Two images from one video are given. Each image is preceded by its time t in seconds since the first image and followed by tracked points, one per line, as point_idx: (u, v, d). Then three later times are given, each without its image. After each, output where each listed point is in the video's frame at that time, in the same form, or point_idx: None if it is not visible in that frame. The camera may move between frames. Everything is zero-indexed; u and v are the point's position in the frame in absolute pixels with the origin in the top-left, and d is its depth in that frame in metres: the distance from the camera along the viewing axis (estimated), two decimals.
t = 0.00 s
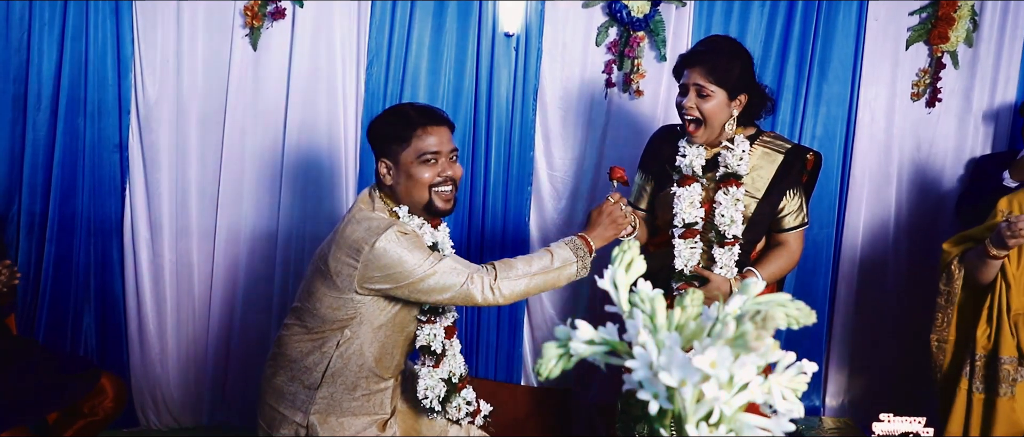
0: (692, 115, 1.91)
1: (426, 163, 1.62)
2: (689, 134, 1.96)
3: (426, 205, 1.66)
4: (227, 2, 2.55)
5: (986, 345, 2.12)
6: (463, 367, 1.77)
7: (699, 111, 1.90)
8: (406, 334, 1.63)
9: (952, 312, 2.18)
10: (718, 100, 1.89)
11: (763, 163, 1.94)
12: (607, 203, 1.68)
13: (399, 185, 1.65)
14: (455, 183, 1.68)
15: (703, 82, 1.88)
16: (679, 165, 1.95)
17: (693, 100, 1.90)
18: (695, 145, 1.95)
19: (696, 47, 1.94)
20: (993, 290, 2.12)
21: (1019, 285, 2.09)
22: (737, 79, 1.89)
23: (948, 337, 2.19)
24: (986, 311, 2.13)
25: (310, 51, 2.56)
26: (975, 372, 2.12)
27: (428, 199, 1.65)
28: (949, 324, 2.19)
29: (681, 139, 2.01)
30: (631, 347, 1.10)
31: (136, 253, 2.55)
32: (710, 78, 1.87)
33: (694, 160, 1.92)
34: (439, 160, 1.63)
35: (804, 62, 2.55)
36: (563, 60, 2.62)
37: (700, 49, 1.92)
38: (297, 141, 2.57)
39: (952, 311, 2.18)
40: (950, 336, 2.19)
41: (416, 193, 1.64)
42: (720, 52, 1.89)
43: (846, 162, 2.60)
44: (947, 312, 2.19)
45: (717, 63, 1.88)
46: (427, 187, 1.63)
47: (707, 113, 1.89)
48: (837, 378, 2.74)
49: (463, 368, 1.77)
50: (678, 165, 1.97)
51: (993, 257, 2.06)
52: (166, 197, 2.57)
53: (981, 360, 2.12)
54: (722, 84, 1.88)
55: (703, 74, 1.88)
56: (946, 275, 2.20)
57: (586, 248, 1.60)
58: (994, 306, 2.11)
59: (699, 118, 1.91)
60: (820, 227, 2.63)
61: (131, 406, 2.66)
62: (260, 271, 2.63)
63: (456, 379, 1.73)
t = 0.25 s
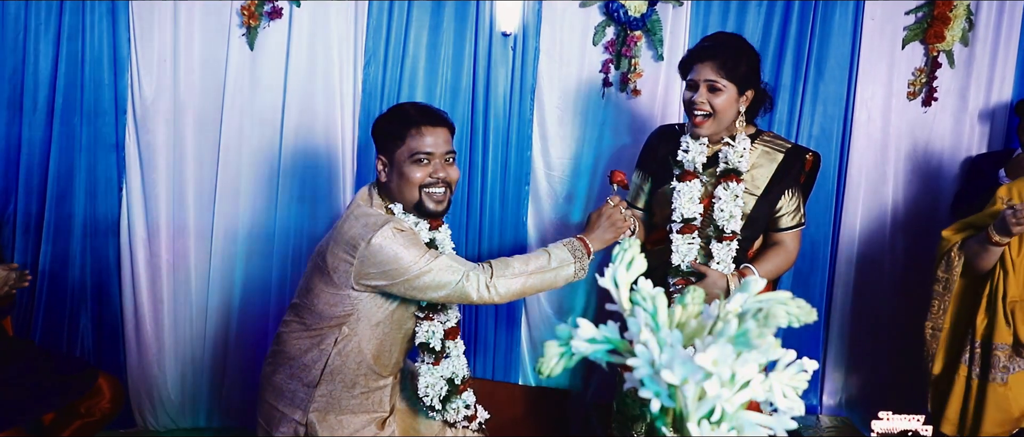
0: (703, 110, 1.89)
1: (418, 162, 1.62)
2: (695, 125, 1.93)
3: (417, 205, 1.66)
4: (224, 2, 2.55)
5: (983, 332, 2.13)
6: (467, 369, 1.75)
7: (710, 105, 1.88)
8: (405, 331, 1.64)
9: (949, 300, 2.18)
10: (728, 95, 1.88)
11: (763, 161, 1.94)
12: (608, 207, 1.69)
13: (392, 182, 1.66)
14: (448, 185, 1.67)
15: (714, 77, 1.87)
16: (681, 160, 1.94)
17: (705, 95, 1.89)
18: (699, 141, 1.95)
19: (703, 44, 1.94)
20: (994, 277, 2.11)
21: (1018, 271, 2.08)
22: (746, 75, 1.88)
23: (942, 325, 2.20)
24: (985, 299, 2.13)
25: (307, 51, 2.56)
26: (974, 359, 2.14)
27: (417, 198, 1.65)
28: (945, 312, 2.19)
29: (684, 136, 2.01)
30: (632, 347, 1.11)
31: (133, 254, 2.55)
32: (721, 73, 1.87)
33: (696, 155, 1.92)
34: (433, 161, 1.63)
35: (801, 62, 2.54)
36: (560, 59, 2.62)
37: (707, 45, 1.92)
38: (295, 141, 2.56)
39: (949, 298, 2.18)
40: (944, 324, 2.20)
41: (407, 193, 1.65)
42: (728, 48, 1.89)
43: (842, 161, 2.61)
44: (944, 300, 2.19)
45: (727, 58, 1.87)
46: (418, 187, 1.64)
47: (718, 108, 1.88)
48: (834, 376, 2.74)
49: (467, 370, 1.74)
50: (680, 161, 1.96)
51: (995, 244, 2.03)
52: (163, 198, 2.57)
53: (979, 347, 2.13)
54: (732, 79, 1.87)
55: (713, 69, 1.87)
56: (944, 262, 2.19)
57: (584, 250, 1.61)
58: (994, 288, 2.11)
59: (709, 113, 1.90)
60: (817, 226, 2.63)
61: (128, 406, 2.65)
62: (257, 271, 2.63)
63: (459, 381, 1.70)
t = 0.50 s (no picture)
0: (712, 107, 1.89)
1: (416, 161, 1.62)
2: (703, 121, 1.92)
3: (413, 204, 1.66)
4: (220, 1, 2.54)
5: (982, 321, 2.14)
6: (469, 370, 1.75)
7: (719, 102, 1.88)
8: (401, 331, 1.63)
9: (946, 287, 2.17)
10: (737, 92, 1.88)
11: (765, 160, 1.95)
12: (603, 210, 1.70)
13: (390, 180, 1.67)
14: (447, 185, 1.66)
15: (723, 74, 1.87)
16: (684, 155, 1.95)
17: (714, 92, 1.88)
18: (702, 137, 1.96)
19: (709, 41, 1.93)
20: (994, 268, 2.11)
21: (1019, 262, 2.06)
22: (753, 72, 1.88)
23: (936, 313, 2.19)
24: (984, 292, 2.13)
25: (304, 51, 2.55)
26: (972, 348, 2.16)
27: (414, 196, 1.64)
28: (941, 300, 2.18)
29: (687, 133, 2.02)
30: (634, 345, 1.10)
31: (129, 255, 2.54)
32: (729, 70, 1.87)
33: (699, 150, 1.92)
34: (432, 161, 1.63)
35: (797, 61, 2.54)
36: (556, 59, 2.62)
37: (714, 42, 1.91)
38: (292, 141, 2.56)
39: (947, 287, 2.16)
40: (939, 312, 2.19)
41: (406, 191, 1.65)
42: (735, 45, 1.89)
43: (839, 161, 2.61)
44: (942, 287, 2.17)
45: (735, 55, 1.87)
46: (416, 185, 1.63)
47: (727, 105, 1.88)
48: (831, 375, 2.75)
49: (469, 372, 1.74)
50: (683, 156, 1.97)
51: (1000, 234, 2.00)
52: (159, 197, 2.57)
53: (978, 337, 2.15)
54: (741, 76, 1.87)
55: (722, 66, 1.87)
56: (945, 253, 2.18)
57: (580, 252, 1.60)
58: (996, 280, 2.10)
59: (719, 110, 1.89)
60: (814, 225, 2.63)
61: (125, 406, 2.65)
62: (253, 271, 2.62)
63: (461, 384, 1.70)
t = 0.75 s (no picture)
0: (716, 107, 1.89)
1: (418, 158, 1.64)
2: (707, 120, 1.92)
3: (413, 201, 1.66)
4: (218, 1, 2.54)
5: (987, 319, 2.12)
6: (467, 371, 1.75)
7: (724, 102, 1.89)
8: (400, 330, 1.63)
9: (950, 286, 2.17)
10: (741, 93, 1.88)
11: (765, 161, 1.95)
12: (602, 212, 1.69)
13: (393, 177, 1.67)
14: (447, 184, 1.67)
15: (727, 75, 1.87)
16: (686, 152, 1.95)
17: (718, 92, 1.89)
18: (704, 136, 1.96)
19: (713, 41, 1.94)
20: (1001, 266, 2.10)
21: None
22: (757, 73, 1.89)
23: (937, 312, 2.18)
24: (989, 291, 2.12)
25: (301, 51, 2.55)
26: (974, 344, 2.14)
27: (416, 193, 1.65)
28: (944, 298, 2.17)
29: (688, 131, 2.01)
30: (634, 345, 1.10)
31: (126, 256, 2.53)
32: (734, 70, 1.88)
33: (702, 148, 1.92)
34: (432, 159, 1.65)
35: (795, 62, 2.54)
36: (555, 60, 2.62)
37: (718, 43, 1.91)
38: (290, 141, 2.56)
39: (951, 284, 2.16)
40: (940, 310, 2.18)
41: (406, 188, 1.65)
42: (739, 45, 1.89)
43: (837, 162, 2.60)
44: (945, 286, 2.17)
45: (739, 56, 1.88)
46: (416, 182, 1.64)
47: (732, 105, 1.88)
48: (828, 376, 2.75)
49: (466, 373, 1.73)
50: (684, 153, 1.96)
51: (1010, 231, 2.01)
52: (157, 198, 2.56)
53: (982, 334, 2.13)
54: (744, 77, 1.88)
55: (727, 66, 1.88)
56: (951, 250, 2.17)
57: (577, 253, 1.60)
58: (1001, 281, 2.09)
59: (723, 109, 1.90)
60: (810, 226, 2.64)
61: (122, 408, 2.64)
62: (251, 271, 2.61)
63: (459, 385, 1.70)
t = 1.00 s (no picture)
0: (718, 107, 1.89)
1: (421, 154, 1.64)
2: (708, 120, 1.91)
3: (415, 196, 1.66)
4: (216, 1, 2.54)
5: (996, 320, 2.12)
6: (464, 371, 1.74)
7: (726, 103, 1.88)
8: (400, 327, 1.63)
9: (960, 288, 2.16)
10: (743, 94, 1.89)
11: (761, 162, 1.95)
12: (602, 211, 1.69)
13: (394, 174, 1.67)
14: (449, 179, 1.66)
15: (729, 75, 1.87)
16: (685, 151, 1.95)
17: (720, 93, 1.88)
18: (702, 136, 1.96)
19: (715, 41, 1.94)
20: (1011, 265, 2.10)
21: None
22: (758, 74, 1.90)
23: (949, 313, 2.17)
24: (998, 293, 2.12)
25: (299, 51, 2.55)
26: (983, 345, 2.14)
27: (415, 190, 1.65)
28: (954, 300, 2.17)
29: (688, 131, 2.00)
30: (634, 345, 1.09)
31: (124, 256, 2.53)
32: (737, 71, 1.88)
33: (699, 148, 1.92)
34: (434, 155, 1.64)
35: (793, 62, 2.54)
36: (553, 60, 2.62)
37: (719, 44, 1.91)
38: (287, 141, 2.55)
39: (960, 286, 2.16)
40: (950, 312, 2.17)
41: (407, 184, 1.65)
42: (740, 47, 1.90)
43: (834, 162, 2.60)
44: (954, 288, 2.17)
45: (741, 57, 1.88)
46: (418, 177, 1.64)
47: (733, 106, 1.88)
48: (825, 376, 2.75)
49: (464, 373, 1.73)
50: (682, 152, 1.96)
51: (1017, 232, 2.00)
52: (154, 198, 2.55)
53: (990, 334, 2.13)
54: (747, 78, 1.88)
55: (729, 67, 1.88)
56: (960, 251, 2.17)
57: (576, 251, 1.59)
58: (1010, 282, 2.09)
59: (725, 109, 1.90)
60: (807, 226, 2.64)
61: (119, 408, 2.63)
62: (249, 270, 2.61)
63: (456, 384, 1.70)
